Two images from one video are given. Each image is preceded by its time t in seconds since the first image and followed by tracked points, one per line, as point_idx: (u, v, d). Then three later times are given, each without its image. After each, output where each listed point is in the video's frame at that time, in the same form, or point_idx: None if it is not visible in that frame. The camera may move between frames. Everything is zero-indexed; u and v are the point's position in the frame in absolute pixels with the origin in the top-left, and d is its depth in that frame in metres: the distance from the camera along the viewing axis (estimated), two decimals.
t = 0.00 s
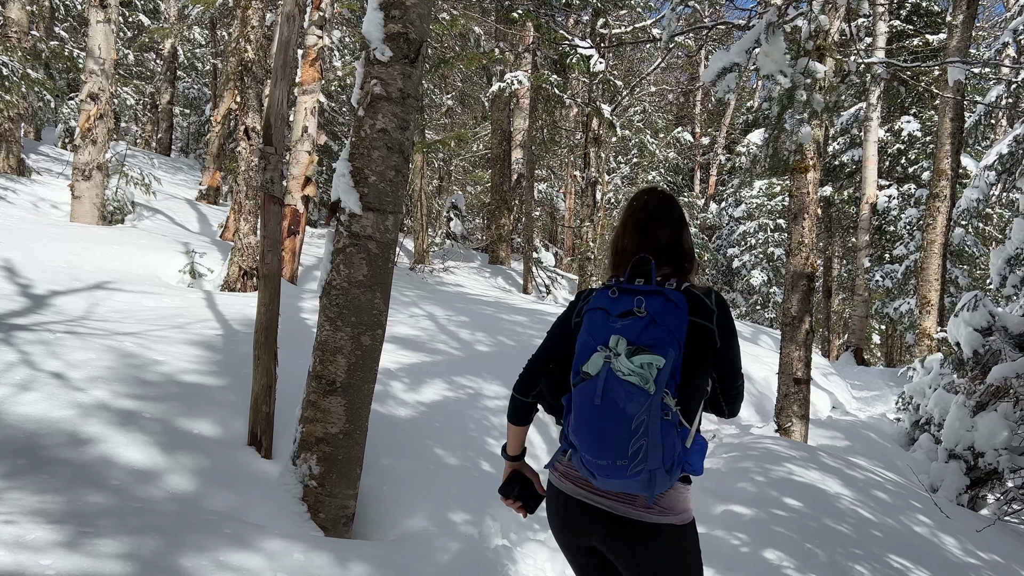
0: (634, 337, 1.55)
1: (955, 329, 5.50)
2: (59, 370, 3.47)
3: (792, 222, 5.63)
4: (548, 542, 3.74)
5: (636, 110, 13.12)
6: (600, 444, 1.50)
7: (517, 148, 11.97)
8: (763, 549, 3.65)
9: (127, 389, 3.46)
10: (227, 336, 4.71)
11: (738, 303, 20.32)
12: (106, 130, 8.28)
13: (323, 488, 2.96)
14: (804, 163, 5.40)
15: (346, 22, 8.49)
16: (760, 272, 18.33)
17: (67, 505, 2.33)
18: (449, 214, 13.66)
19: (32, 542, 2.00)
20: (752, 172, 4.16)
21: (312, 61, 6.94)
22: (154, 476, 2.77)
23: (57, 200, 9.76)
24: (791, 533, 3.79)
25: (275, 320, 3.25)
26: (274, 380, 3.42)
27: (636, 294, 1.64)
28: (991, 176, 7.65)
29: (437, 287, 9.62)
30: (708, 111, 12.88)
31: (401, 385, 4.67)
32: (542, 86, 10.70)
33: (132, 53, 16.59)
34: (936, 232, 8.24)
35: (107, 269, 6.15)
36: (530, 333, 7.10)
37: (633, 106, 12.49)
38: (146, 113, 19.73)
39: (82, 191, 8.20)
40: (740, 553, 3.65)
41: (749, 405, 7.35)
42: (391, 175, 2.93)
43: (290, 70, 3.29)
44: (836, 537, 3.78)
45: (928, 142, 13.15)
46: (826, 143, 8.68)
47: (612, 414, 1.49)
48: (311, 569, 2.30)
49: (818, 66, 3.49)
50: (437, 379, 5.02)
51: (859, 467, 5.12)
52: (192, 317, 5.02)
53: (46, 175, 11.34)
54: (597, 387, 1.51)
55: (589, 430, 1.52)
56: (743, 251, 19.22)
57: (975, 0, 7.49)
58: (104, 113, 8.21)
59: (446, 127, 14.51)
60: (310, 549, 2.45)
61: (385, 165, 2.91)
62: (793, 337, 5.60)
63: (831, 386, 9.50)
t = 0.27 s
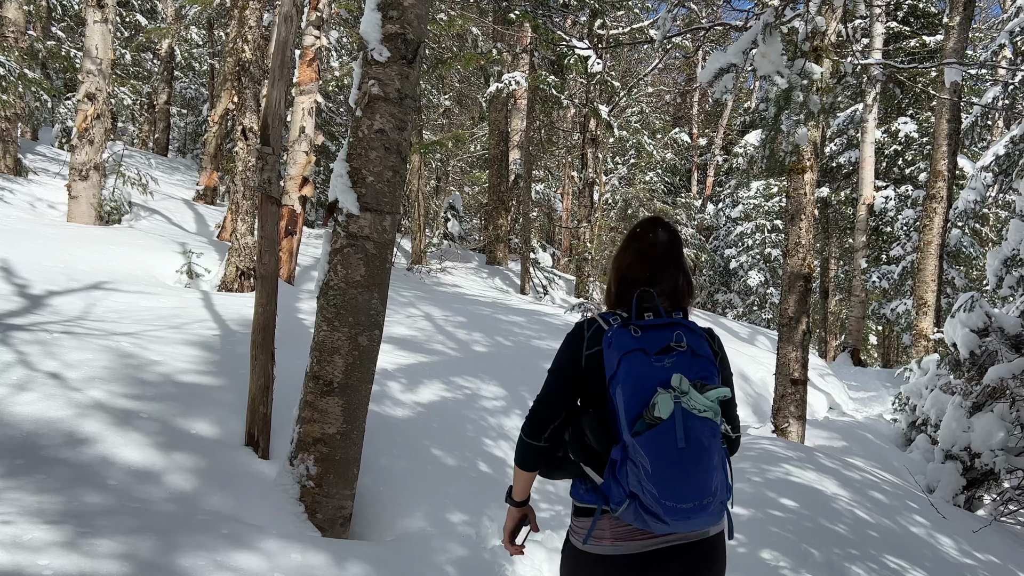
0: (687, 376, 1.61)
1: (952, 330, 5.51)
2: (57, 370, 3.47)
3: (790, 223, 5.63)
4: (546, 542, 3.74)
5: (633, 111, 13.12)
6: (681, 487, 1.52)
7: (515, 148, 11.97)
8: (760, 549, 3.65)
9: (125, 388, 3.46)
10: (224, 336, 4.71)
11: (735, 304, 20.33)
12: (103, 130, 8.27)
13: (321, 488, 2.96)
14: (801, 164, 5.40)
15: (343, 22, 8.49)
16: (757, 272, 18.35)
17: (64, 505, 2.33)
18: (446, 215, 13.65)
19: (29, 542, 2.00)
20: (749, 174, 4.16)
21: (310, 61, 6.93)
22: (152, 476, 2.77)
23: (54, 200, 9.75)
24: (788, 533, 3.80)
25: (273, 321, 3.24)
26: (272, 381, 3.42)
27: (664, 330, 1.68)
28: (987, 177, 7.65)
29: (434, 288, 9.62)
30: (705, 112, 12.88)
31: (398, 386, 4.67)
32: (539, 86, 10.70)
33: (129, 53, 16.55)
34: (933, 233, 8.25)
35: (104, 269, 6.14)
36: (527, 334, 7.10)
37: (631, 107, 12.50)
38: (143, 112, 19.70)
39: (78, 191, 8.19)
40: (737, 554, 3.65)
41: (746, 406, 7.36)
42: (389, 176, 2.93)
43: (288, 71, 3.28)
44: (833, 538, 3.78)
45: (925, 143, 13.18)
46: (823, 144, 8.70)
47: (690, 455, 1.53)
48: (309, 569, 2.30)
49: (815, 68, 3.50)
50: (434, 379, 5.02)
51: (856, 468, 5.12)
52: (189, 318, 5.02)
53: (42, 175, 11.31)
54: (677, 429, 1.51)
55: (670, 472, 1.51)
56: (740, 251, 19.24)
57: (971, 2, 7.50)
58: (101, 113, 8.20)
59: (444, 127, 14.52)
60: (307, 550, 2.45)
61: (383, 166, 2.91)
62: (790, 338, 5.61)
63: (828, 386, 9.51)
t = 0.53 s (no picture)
0: (704, 342, 1.76)
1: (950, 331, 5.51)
2: (55, 370, 3.46)
3: (788, 224, 5.64)
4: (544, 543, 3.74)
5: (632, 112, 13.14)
6: (715, 445, 1.65)
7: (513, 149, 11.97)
8: (759, 550, 3.65)
9: (123, 389, 3.46)
10: (222, 337, 4.71)
11: (733, 304, 20.35)
12: (101, 130, 8.26)
13: (319, 489, 2.96)
14: (799, 165, 5.41)
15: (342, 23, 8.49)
16: (755, 273, 18.37)
17: (62, 506, 2.32)
18: (445, 216, 13.66)
19: (27, 542, 2.00)
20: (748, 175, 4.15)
21: (308, 62, 6.92)
22: (150, 476, 2.77)
23: (52, 200, 9.74)
24: (786, 534, 3.80)
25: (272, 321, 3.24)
26: (270, 381, 3.41)
27: (670, 300, 1.79)
28: (986, 178, 7.65)
29: (433, 288, 9.61)
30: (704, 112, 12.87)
31: (396, 387, 4.67)
32: (537, 87, 10.71)
33: (128, 53, 16.53)
34: (931, 234, 8.26)
35: (102, 270, 6.14)
36: (525, 335, 7.10)
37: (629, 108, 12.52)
38: (141, 112, 19.70)
39: (77, 191, 8.19)
40: (735, 554, 3.66)
41: (744, 407, 7.36)
42: (387, 176, 2.93)
43: (286, 71, 3.28)
44: (830, 538, 3.79)
45: (923, 144, 13.21)
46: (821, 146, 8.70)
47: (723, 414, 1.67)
48: (307, 570, 2.30)
49: (812, 71, 3.53)
50: (433, 380, 5.02)
51: (854, 469, 5.13)
52: (187, 318, 5.02)
53: (40, 176, 11.31)
54: (711, 389, 1.65)
55: (706, 432, 1.64)
56: (738, 252, 19.26)
57: (969, 3, 7.51)
58: (99, 113, 8.20)
59: (442, 128, 14.52)
60: (305, 550, 2.45)
61: (382, 167, 2.91)
62: (788, 339, 5.61)
63: (826, 387, 9.52)
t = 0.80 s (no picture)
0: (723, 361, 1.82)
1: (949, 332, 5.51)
2: (54, 370, 3.46)
3: (787, 224, 5.65)
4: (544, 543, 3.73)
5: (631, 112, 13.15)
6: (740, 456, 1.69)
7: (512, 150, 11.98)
8: (758, 551, 3.65)
9: (123, 389, 3.46)
10: (221, 337, 4.71)
11: (732, 305, 20.36)
12: (100, 130, 8.26)
13: (318, 489, 2.95)
14: (798, 166, 5.42)
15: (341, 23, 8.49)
16: (754, 273, 18.38)
17: (61, 506, 2.32)
18: (444, 216, 13.66)
19: (26, 542, 2.00)
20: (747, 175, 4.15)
21: (307, 62, 6.92)
22: (149, 476, 2.77)
23: (51, 200, 9.74)
24: (785, 534, 3.80)
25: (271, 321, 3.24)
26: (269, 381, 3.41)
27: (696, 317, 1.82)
28: (985, 179, 7.66)
29: (432, 288, 9.61)
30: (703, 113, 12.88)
31: (395, 387, 4.66)
32: (537, 87, 10.72)
33: (127, 53, 16.53)
34: (930, 234, 8.27)
35: (102, 270, 6.14)
36: (525, 335, 7.10)
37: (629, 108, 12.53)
38: (141, 112, 19.71)
39: (76, 191, 8.19)
40: (734, 554, 3.66)
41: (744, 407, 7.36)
42: (387, 176, 2.93)
43: (286, 71, 3.28)
44: (829, 538, 3.79)
45: (922, 144, 13.23)
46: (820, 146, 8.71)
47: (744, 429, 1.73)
48: (305, 570, 2.29)
49: (811, 71, 3.53)
50: (432, 380, 5.02)
51: (853, 469, 5.13)
52: (186, 318, 5.01)
53: (40, 176, 11.32)
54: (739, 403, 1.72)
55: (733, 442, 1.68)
56: (737, 252, 19.28)
57: (967, 4, 7.53)
58: (99, 113, 8.20)
59: (441, 128, 14.53)
60: (304, 550, 2.44)
61: (381, 167, 2.91)
62: (787, 339, 5.61)
63: (825, 387, 9.52)
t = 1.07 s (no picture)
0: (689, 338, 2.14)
1: (949, 332, 5.51)
2: (54, 370, 3.46)
3: (786, 224, 5.65)
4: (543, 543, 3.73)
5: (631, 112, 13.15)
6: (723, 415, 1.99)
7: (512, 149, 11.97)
8: (757, 550, 3.65)
9: (122, 388, 3.46)
10: (221, 336, 4.71)
11: (732, 305, 20.37)
12: (100, 130, 8.26)
13: (318, 489, 2.95)
14: (798, 166, 5.41)
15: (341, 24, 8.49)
16: (754, 273, 18.37)
17: (60, 505, 2.32)
18: (445, 216, 13.67)
19: (25, 542, 2.00)
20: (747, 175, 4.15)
21: (307, 62, 6.92)
22: (148, 476, 2.77)
23: (51, 200, 9.74)
24: (784, 534, 3.80)
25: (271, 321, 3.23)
26: (268, 381, 3.41)
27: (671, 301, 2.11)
28: (985, 179, 7.64)
29: (432, 288, 9.61)
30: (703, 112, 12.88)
31: (395, 387, 4.67)
32: (537, 87, 10.71)
33: (128, 53, 16.53)
34: (930, 234, 8.26)
35: (102, 270, 6.14)
36: (525, 335, 7.10)
37: (629, 108, 12.52)
38: (141, 112, 19.71)
39: (76, 191, 8.20)
40: (733, 554, 3.66)
41: (744, 407, 7.36)
42: (387, 176, 2.93)
43: (286, 72, 3.27)
44: (828, 538, 3.79)
45: (922, 145, 13.22)
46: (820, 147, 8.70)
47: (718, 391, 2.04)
48: (303, 570, 2.29)
49: (811, 71, 3.53)
50: (432, 380, 5.02)
51: (853, 469, 5.13)
52: (186, 318, 5.02)
53: (40, 175, 11.32)
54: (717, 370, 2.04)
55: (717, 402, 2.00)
56: (738, 252, 19.27)
57: (968, 4, 7.52)
58: (99, 113, 8.20)
59: (442, 128, 14.53)
60: (303, 550, 2.44)
61: (381, 167, 2.91)
62: (787, 339, 5.62)
63: (825, 388, 9.52)
